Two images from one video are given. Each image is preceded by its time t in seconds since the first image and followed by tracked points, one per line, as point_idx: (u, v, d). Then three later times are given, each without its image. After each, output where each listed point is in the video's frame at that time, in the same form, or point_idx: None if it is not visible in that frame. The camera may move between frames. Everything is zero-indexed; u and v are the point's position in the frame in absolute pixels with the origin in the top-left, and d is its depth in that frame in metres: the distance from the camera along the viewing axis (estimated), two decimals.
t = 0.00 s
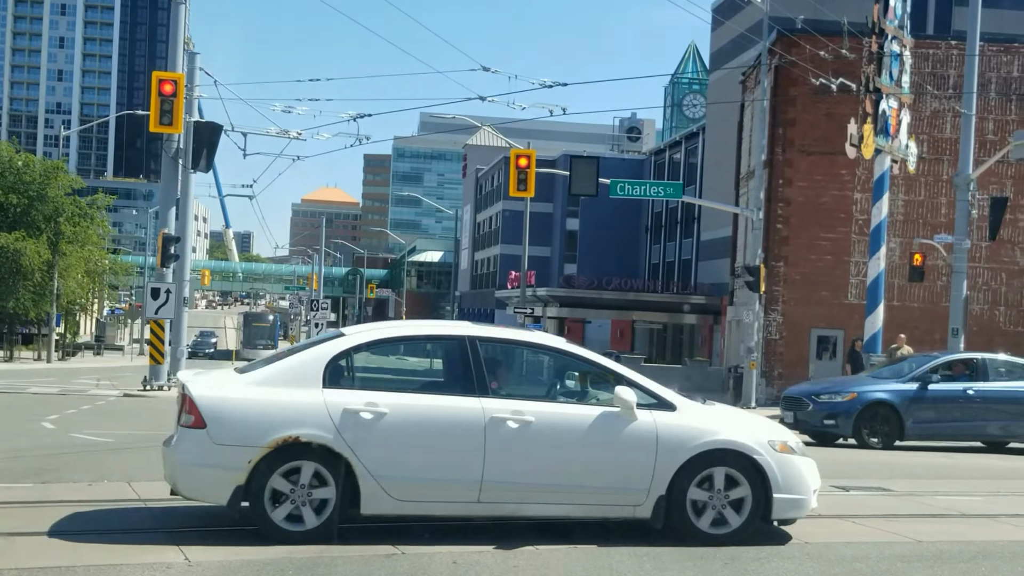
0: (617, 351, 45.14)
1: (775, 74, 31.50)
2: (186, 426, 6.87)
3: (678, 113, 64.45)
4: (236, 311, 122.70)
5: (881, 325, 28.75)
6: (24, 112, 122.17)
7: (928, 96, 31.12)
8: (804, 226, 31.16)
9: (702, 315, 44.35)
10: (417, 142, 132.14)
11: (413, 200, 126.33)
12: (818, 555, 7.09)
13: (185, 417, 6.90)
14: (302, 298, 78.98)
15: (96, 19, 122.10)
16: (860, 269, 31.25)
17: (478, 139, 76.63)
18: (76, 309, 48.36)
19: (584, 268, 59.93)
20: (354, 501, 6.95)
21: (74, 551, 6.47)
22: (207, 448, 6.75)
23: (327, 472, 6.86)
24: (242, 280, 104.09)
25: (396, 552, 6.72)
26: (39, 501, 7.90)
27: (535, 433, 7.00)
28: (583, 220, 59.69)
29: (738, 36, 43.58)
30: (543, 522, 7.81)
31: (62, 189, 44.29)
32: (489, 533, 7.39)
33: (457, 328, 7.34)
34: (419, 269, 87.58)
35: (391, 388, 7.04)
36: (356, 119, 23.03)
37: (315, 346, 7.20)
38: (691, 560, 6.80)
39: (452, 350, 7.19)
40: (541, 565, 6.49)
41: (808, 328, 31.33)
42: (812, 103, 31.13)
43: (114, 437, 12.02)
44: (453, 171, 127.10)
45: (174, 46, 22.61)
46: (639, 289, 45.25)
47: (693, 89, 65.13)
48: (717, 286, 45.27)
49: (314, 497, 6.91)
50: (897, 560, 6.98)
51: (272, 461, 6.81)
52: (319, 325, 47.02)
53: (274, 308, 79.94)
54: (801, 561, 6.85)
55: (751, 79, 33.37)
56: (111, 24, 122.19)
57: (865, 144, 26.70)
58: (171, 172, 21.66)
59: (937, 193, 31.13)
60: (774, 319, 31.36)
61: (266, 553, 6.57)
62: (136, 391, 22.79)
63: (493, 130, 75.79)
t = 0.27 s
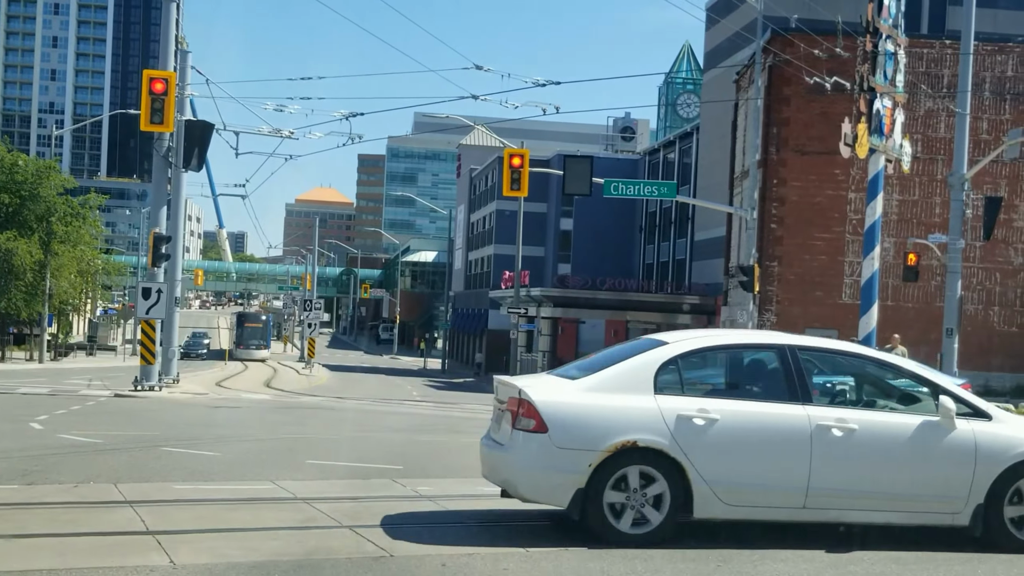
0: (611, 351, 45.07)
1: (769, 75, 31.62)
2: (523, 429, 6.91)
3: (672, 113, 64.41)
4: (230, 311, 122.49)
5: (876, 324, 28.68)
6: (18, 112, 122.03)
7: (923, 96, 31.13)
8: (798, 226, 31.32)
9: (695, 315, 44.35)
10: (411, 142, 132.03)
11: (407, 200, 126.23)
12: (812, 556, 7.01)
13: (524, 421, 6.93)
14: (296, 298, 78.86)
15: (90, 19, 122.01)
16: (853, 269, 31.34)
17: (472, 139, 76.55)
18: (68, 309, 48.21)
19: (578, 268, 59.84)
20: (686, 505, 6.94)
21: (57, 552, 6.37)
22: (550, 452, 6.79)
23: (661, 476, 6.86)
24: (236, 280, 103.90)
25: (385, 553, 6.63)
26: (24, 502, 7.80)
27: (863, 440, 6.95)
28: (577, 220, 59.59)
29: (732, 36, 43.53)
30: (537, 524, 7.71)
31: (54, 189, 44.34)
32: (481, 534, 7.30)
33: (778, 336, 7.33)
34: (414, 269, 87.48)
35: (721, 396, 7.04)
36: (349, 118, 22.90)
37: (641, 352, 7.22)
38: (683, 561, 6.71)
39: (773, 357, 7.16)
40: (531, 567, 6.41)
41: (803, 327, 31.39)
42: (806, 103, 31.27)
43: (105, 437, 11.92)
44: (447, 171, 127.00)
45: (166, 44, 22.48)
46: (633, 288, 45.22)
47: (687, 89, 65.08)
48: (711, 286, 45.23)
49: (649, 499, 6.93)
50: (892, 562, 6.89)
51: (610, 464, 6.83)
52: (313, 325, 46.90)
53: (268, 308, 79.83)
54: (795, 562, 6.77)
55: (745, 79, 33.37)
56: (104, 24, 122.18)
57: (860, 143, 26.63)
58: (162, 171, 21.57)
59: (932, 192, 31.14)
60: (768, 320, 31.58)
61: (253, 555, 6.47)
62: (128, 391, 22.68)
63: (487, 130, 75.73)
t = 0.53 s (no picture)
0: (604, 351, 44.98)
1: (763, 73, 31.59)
2: (846, 439, 7.09)
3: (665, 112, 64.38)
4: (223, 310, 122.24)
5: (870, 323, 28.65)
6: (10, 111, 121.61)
7: (917, 94, 31.10)
8: (791, 224, 31.31)
9: (689, 314, 44.31)
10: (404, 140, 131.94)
11: (400, 199, 126.07)
12: (805, 558, 6.91)
13: (849, 429, 7.09)
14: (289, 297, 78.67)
15: (82, 18, 121.55)
16: (847, 267, 31.33)
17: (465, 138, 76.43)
18: (59, 308, 47.95)
19: (572, 267, 59.75)
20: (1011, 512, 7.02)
21: (38, 556, 6.25)
22: (880, 461, 6.93)
23: (983, 482, 6.96)
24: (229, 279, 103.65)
25: (372, 555, 6.53)
26: (6, 503, 7.68)
27: None
28: (571, 218, 59.56)
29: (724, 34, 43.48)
30: (527, 526, 7.60)
31: (46, 187, 43.98)
32: (470, 536, 7.20)
33: None
34: (407, 268, 87.36)
35: None
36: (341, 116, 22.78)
37: (950, 364, 7.29)
38: (675, 564, 6.60)
39: None
40: (521, 569, 6.30)
41: (796, 326, 31.50)
42: (799, 102, 31.27)
43: (91, 437, 11.78)
44: (440, 170, 126.88)
45: (155, 41, 22.34)
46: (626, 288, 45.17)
47: (681, 88, 65.00)
48: (704, 285, 45.18)
49: None
50: (886, 564, 6.79)
51: (942, 472, 6.96)
52: (305, 324, 46.72)
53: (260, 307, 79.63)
54: (788, 564, 6.68)
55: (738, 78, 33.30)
56: (97, 22, 121.72)
57: (853, 141, 26.56)
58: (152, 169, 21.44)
59: (925, 190, 31.10)
60: (762, 318, 31.59)
61: (237, 557, 6.36)
62: (117, 391, 22.52)
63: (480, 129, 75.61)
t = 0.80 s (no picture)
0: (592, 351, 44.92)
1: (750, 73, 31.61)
2: None
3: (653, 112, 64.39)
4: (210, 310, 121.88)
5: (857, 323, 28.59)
6: None
7: (904, 94, 31.12)
8: (779, 224, 31.32)
9: (676, 314, 44.30)
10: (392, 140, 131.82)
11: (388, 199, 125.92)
12: (792, 561, 6.80)
13: None
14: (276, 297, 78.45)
15: (69, 17, 121.07)
16: (835, 268, 31.31)
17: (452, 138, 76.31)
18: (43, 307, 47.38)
19: (559, 267, 59.66)
20: None
21: (9, 560, 6.11)
22: None
23: None
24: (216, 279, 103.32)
25: (351, 559, 6.40)
26: None
27: None
28: (560, 218, 59.58)
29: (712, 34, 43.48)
30: (510, 528, 7.49)
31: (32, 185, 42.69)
32: (453, 538, 7.08)
33: None
34: (395, 268, 87.23)
35: None
36: (327, 115, 22.65)
37: None
38: (660, 567, 6.50)
39: None
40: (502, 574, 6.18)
41: (784, 326, 31.46)
42: (787, 101, 31.29)
43: (70, 439, 11.61)
44: (428, 170, 126.76)
45: (139, 40, 22.18)
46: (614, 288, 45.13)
47: (668, 88, 65.03)
48: (692, 285, 45.15)
49: None
50: (874, 567, 6.69)
51: None
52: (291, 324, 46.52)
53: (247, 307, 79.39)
54: (774, 568, 6.57)
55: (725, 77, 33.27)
56: (84, 21, 121.24)
57: (840, 141, 26.52)
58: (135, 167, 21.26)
59: (913, 190, 31.08)
60: (749, 319, 31.54)
61: (213, 562, 6.21)
62: (100, 391, 22.33)
63: (468, 129, 75.49)
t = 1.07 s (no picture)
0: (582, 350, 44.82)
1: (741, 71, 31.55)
2: None
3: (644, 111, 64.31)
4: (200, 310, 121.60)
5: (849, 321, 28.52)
6: None
7: (896, 92, 31.08)
8: (770, 223, 31.29)
9: (668, 313, 44.25)
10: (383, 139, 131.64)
11: (380, 199, 125.76)
12: (783, 564, 6.67)
13: None
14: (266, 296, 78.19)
15: (59, 16, 120.65)
16: (827, 266, 31.27)
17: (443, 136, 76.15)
18: (31, 306, 47.05)
19: (550, 266, 59.55)
20: None
21: None
22: None
23: None
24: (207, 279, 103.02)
25: (334, 562, 6.26)
26: None
27: None
28: (550, 216, 59.50)
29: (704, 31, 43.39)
30: (496, 530, 7.35)
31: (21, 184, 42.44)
32: (438, 540, 6.95)
33: None
34: (386, 268, 87.09)
35: None
36: (315, 113, 22.51)
37: None
38: (649, 570, 6.36)
39: None
40: None
41: (775, 325, 31.43)
42: (778, 99, 31.26)
43: (53, 440, 11.46)
44: (420, 169, 126.63)
45: (125, 36, 22.00)
46: (605, 287, 45.04)
47: (660, 87, 64.99)
48: (683, 284, 45.08)
49: None
50: (868, 570, 6.55)
51: None
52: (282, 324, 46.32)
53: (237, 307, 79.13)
54: (766, 570, 6.44)
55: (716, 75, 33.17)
56: (74, 20, 120.84)
57: (832, 139, 26.47)
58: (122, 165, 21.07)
59: (905, 189, 31.02)
60: (741, 317, 31.49)
61: (193, 566, 6.07)
62: (87, 391, 22.14)
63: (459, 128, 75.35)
